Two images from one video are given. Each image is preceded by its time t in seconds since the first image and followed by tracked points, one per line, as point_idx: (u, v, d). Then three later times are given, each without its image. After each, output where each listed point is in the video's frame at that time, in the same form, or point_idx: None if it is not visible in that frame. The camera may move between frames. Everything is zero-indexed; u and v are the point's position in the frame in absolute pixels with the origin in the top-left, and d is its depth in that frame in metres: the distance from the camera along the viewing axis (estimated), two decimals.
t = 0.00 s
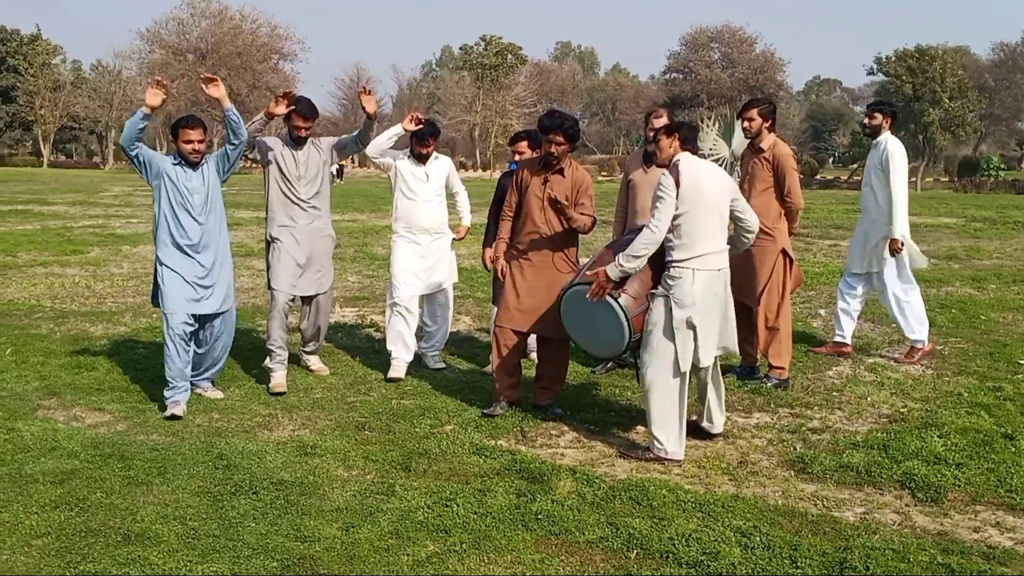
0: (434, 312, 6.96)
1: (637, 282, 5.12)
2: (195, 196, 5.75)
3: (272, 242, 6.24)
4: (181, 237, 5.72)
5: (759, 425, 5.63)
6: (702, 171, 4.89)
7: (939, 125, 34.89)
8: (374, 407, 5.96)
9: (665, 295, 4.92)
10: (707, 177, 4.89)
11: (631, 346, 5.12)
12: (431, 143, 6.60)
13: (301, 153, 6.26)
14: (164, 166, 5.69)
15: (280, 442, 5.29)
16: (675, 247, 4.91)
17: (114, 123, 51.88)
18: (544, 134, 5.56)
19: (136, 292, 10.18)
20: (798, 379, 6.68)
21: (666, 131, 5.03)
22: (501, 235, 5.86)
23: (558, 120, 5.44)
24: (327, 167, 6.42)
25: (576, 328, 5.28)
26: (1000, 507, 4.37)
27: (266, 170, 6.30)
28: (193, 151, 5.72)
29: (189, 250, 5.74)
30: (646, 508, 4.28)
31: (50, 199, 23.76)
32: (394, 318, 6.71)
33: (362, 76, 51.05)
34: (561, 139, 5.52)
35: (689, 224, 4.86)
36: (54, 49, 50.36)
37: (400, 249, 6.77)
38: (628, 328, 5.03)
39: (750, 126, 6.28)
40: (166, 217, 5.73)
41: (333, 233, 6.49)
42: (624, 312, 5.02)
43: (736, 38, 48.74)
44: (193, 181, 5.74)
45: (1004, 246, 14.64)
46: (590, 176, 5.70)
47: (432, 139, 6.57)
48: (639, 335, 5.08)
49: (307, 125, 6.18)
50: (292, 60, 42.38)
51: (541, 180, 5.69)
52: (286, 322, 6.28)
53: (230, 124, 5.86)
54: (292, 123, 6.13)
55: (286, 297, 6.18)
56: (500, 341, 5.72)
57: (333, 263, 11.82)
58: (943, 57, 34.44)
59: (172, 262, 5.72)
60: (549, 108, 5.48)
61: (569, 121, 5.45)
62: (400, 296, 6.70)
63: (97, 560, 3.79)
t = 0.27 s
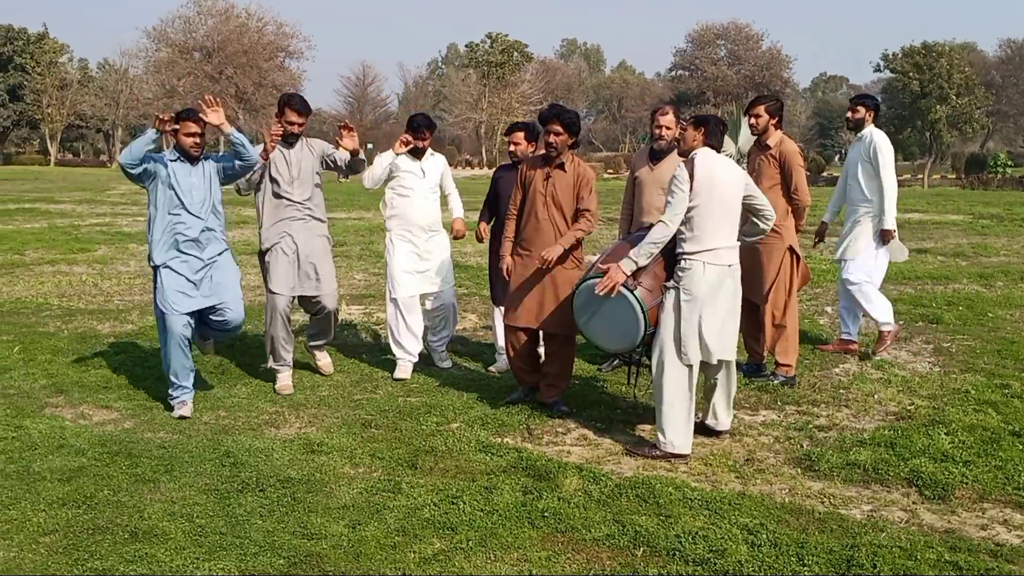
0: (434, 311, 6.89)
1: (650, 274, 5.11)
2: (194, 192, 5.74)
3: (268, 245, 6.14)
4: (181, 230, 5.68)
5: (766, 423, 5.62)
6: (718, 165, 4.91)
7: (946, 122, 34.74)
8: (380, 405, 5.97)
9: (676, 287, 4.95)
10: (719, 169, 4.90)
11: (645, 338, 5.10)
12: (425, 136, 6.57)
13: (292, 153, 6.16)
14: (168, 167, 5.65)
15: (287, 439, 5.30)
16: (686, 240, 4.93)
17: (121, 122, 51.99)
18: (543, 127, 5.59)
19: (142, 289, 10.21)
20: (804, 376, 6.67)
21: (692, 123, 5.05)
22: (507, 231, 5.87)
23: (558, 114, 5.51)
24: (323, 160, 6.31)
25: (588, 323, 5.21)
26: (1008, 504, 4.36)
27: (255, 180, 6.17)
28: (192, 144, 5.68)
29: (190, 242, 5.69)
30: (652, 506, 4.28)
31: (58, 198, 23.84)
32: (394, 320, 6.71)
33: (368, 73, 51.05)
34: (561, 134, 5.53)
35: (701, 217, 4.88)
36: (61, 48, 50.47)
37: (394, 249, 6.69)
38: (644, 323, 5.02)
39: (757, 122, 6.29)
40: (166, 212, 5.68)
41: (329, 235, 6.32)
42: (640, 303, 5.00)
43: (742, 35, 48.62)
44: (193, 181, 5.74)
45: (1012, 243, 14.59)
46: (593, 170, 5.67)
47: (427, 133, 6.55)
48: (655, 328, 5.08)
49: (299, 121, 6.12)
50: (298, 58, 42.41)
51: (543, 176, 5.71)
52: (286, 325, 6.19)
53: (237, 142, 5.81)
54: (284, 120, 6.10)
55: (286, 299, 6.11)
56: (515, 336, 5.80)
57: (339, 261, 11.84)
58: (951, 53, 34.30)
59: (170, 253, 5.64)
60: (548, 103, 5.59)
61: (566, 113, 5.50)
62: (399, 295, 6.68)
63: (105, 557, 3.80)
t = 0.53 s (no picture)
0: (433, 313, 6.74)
1: (660, 274, 5.15)
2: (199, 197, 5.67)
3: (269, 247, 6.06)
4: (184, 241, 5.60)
5: (771, 420, 5.61)
6: (729, 163, 4.89)
7: (952, 119, 34.63)
8: (385, 402, 5.98)
9: (686, 284, 4.93)
10: (729, 166, 4.87)
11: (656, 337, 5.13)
12: (426, 134, 6.55)
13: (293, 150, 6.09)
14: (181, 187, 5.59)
15: (292, 437, 5.31)
16: (696, 238, 4.91)
17: (126, 120, 52.08)
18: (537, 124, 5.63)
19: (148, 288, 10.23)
20: (810, 373, 6.66)
21: (699, 119, 5.00)
22: (510, 231, 5.88)
23: (552, 111, 5.56)
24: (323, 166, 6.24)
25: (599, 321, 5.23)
26: (1013, 502, 4.35)
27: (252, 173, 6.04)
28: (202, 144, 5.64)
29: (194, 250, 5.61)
30: (657, 503, 4.28)
31: (64, 196, 23.89)
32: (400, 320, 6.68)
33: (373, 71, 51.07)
34: (554, 129, 5.58)
35: (712, 215, 4.86)
36: (66, 46, 50.58)
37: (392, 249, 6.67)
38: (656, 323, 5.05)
39: (762, 119, 6.29)
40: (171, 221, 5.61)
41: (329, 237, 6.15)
42: (652, 303, 5.03)
43: (747, 32, 48.52)
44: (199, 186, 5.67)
45: (1018, 240, 14.54)
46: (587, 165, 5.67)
47: (428, 131, 6.54)
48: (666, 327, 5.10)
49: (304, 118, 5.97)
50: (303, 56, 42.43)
51: (539, 172, 5.71)
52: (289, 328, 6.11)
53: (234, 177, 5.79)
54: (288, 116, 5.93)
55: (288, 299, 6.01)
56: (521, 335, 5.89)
57: (344, 259, 11.86)
58: (957, 50, 34.18)
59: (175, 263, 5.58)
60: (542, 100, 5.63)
61: (557, 109, 5.55)
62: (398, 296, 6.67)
63: (110, 554, 3.81)
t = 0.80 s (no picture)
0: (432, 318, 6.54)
1: (658, 274, 5.16)
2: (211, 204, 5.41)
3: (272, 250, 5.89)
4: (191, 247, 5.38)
5: (774, 418, 5.61)
6: (729, 162, 4.89)
7: (955, 116, 34.57)
8: (388, 400, 5.98)
9: (689, 285, 4.92)
10: (729, 165, 4.88)
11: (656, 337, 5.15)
12: (435, 139, 6.37)
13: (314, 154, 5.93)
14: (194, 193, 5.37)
15: (295, 435, 5.31)
16: (698, 238, 4.91)
17: (129, 119, 52.11)
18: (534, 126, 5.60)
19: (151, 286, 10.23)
20: (813, 371, 6.65)
21: (695, 117, 4.94)
22: (507, 231, 5.87)
23: (548, 112, 5.51)
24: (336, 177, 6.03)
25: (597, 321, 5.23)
26: (1017, 499, 4.34)
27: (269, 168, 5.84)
28: (226, 150, 5.38)
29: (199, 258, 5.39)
30: (660, 501, 4.28)
31: (67, 195, 23.91)
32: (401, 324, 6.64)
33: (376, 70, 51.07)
34: (553, 130, 5.57)
35: (713, 215, 4.85)
36: (69, 45, 50.61)
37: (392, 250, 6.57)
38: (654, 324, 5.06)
39: (765, 117, 6.27)
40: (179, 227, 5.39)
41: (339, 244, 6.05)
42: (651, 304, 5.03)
43: (750, 29, 48.46)
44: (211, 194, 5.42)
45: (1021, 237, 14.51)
46: (585, 163, 5.70)
47: (436, 138, 6.37)
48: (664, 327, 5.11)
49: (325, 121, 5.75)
50: (306, 54, 42.42)
51: (538, 173, 5.70)
52: (294, 331, 6.03)
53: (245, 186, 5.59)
54: (307, 119, 5.71)
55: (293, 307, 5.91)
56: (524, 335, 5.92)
57: (346, 257, 11.86)
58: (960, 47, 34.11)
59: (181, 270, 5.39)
60: (538, 101, 5.59)
61: (556, 111, 5.50)
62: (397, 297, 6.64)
63: (113, 552, 3.81)
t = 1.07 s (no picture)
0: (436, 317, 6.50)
1: (654, 275, 5.05)
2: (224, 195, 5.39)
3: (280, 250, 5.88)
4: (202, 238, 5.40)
5: (775, 418, 5.61)
6: (728, 166, 4.90)
7: (957, 116, 34.56)
8: (390, 401, 5.98)
9: (683, 287, 4.92)
10: (727, 168, 4.89)
11: (649, 339, 5.07)
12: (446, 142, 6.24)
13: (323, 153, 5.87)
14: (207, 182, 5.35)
15: (297, 436, 5.31)
16: (695, 241, 4.91)
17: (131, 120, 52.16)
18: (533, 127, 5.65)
19: (153, 287, 10.24)
20: (814, 371, 6.65)
21: (690, 119, 4.96)
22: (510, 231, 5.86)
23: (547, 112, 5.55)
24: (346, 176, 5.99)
25: (588, 320, 5.20)
26: (1018, 499, 4.34)
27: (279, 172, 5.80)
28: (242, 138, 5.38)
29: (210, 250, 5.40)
30: (661, 502, 4.28)
31: (69, 196, 23.92)
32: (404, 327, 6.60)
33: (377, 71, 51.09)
34: (552, 130, 5.60)
35: (711, 218, 4.85)
36: (71, 46, 50.67)
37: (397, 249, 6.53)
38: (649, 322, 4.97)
39: (766, 117, 6.27)
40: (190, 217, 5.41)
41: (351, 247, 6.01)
42: (645, 306, 4.96)
43: (752, 29, 48.47)
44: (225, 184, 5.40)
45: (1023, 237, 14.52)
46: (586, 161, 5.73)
47: (447, 142, 6.24)
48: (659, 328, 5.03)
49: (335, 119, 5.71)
50: (308, 55, 42.45)
51: (540, 173, 5.73)
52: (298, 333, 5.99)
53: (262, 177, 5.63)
54: (317, 115, 5.68)
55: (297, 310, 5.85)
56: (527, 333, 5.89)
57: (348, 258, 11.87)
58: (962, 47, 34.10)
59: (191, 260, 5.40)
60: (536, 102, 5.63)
61: (553, 111, 5.56)
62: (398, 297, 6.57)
63: (116, 553, 3.82)
